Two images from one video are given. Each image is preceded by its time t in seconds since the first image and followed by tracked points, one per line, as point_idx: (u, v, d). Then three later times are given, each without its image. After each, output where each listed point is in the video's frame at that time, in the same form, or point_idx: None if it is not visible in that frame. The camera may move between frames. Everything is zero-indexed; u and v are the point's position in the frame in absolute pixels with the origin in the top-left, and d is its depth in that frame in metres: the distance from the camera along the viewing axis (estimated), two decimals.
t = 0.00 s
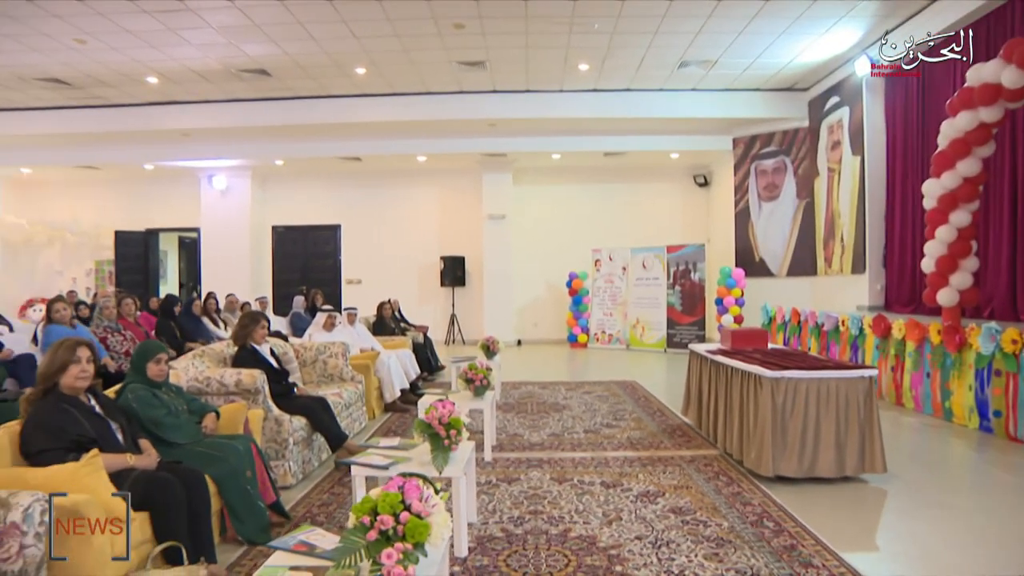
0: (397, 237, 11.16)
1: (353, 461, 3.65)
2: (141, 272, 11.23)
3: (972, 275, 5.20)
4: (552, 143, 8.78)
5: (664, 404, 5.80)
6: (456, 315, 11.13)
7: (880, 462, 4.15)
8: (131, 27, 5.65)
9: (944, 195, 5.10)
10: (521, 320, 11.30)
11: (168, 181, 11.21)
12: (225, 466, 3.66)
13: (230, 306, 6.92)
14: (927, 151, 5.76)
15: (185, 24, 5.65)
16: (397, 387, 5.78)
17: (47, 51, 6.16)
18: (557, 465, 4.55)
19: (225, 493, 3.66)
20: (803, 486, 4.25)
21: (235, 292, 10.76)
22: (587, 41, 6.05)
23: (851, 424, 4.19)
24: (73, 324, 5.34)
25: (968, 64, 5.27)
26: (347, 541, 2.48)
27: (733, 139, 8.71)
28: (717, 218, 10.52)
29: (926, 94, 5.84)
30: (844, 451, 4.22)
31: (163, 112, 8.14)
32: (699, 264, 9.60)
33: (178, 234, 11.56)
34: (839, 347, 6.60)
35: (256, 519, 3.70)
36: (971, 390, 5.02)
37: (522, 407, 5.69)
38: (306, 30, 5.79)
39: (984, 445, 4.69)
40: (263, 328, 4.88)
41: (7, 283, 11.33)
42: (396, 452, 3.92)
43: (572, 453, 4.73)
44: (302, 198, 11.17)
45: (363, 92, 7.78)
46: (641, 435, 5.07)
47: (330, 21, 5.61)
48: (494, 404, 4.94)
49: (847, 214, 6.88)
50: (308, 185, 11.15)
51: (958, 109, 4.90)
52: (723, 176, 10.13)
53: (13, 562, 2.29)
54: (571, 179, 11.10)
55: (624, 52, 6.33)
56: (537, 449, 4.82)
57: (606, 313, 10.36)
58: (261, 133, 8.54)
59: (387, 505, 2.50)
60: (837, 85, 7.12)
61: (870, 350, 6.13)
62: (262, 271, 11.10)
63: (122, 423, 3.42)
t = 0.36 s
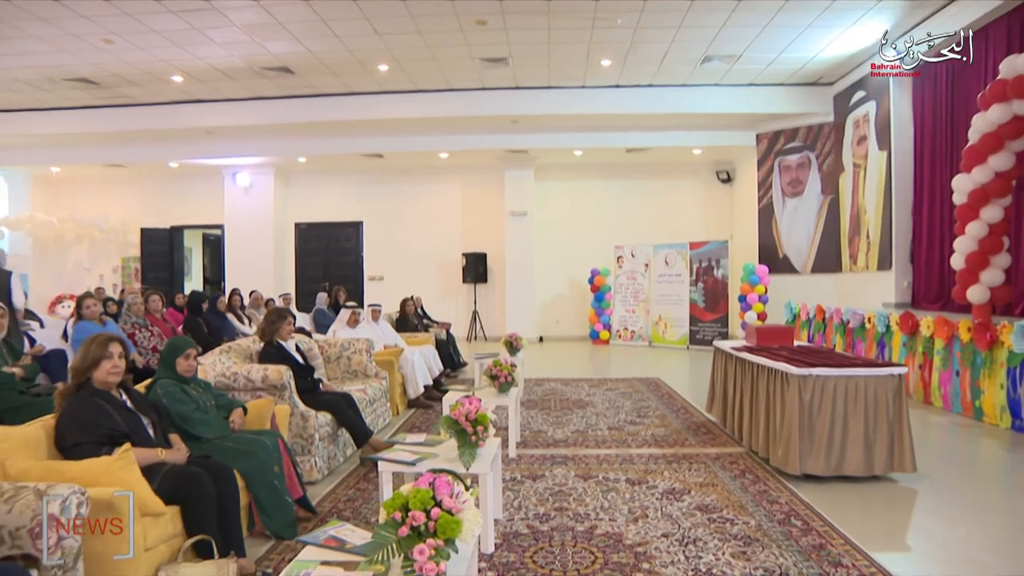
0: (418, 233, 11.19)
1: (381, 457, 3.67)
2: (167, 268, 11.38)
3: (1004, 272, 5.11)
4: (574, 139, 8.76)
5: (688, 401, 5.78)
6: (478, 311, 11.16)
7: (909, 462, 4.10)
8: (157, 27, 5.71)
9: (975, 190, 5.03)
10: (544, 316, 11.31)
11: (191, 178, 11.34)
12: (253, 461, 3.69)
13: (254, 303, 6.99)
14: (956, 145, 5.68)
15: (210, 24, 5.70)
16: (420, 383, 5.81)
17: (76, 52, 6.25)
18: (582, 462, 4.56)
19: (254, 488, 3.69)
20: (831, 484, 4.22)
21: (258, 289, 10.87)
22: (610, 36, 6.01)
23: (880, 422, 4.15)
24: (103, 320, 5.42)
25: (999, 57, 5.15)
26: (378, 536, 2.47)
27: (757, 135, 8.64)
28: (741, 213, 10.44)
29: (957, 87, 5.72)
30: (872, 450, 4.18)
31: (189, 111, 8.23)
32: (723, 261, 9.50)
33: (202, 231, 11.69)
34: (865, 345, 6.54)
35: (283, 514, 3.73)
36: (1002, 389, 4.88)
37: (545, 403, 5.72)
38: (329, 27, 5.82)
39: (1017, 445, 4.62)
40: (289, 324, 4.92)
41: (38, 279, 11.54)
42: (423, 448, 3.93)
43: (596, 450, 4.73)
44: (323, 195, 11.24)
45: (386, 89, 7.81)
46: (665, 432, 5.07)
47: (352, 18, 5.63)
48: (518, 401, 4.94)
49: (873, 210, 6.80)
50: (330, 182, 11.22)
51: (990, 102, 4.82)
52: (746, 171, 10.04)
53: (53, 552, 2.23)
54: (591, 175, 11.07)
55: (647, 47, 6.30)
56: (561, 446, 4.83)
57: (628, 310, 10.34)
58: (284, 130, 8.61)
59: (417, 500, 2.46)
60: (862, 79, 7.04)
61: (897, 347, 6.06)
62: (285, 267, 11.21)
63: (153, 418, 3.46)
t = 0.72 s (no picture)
0: (437, 229, 11.22)
1: (404, 452, 3.68)
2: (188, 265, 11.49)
3: None
4: (594, 134, 8.74)
5: (711, 397, 5.76)
6: (498, 306, 11.17)
7: (937, 460, 4.05)
8: (180, 24, 5.76)
9: (1004, 184, 4.95)
10: (564, 311, 11.31)
11: (212, 175, 11.44)
12: (278, 456, 3.72)
13: (277, 298, 7.05)
14: (985, 138, 5.59)
15: (232, 21, 5.73)
16: (441, 378, 5.84)
17: (101, 50, 6.32)
18: (604, 457, 4.56)
19: (279, 482, 3.72)
20: (856, 482, 4.18)
21: (279, 284, 10.96)
22: (630, 31, 5.98)
23: (907, 420, 4.10)
24: (129, 315, 5.50)
25: None
26: (406, 531, 2.47)
27: (778, 129, 8.58)
28: (762, 208, 10.35)
29: (986, 79, 5.61)
30: (899, 448, 4.14)
31: (209, 107, 8.30)
32: (743, 256, 9.45)
33: (224, 227, 11.79)
34: (889, 341, 6.48)
35: (308, 509, 3.76)
36: None
37: (566, 399, 5.73)
38: (349, 24, 5.84)
39: None
40: (312, 319, 4.95)
41: (64, 275, 11.72)
42: (446, 443, 3.95)
43: (619, 446, 4.74)
44: (342, 190, 11.30)
45: (406, 85, 7.82)
46: (687, 428, 5.06)
47: (372, 14, 5.64)
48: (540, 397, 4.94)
49: (897, 205, 6.73)
50: (349, 179, 11.28)
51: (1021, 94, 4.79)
52: (767, 166, 9.97)
53: (86, 543, 2.26)
54: (610, 170, 11.04)
55: (667, 41, 6.26)
56: (584, 441, 4.84)
57: (648, 306, 10.32)
58: (305, 127, 8.65)
59: (445, 495, 2.43)
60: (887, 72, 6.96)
61: (922, 344, 5.99)
62: (305, 263, 11.28)
63: (180, 412, 3.50)
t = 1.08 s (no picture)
0: (454, 224, 11.23)
1: (428, 445, 3.70)
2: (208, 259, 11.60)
3: None
4: (613, 129, 8.70)
5: (731, 393, 5.73)
6: (516, 301, 11.19)
7: (963, 457, 4.01)
8: (201, 21, 5.79)
9: None
10: (583, 306, 11.31)
11: (232, 170, 11.52)
12: (302, 449, 3.75)
13: (298, 293, 7.10)
14: (1012, 130, 5.51)
15: (252, 17, 5.76)
16: (461, 373, 5.85)
17: (124, 47, 6.38)
18: (625, 452, 4.56)
19: (303, 475, 3.75)
20: (880, 478, 4.16)
21: (299, 279, 11.05)
22: (650, 24, 5.95)
23: (932, 416, 4.07)
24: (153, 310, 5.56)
25: None
26: (435, 523, 2.47)
27: (798, 123, 8.58)
28: (782, 202, 10.27)
29: (1013, 69, 5.52)
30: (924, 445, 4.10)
31: (229, 103, 8.35)
32: (763, 251, 9.41)
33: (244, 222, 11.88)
34: (912, 337, 6.41)
35: (331, 502, 3.78)
36: None
37: (587, 394, 5.73)
38: (369, 19, 5.85)
39: None
40: (333, 313, 4.98)
41: (87, 270, 11.89)
42: (470, 437, 3.97)
43: (639, 441, 4.74)
44: (360, 185, 11.34)
45: (424, 79, 7.83)
46: (708, 423, 5.05)
47: (392, 9, 5.65)
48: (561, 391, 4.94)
49: (920, 198, 6.66)
50: (366, 174, 11.32)
51: None
52: (787, 160, 9.90)
53: (115, 533, 2.27)
54: (628, 164, 11.00)
55: (687, 34, 6.23)
56: (604, 436, 4.84)
57: (667, 301, 10.30)
58: (323, 122, 8.69)
59: (472, 488, 2.44)
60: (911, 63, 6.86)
61: (946, 340, 5.93)
62: (324, 258, 11.36)
63: (206, 405, 3.53)
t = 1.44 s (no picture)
0: (471, 219, 11.25)
1: (450, 439, 3.71)
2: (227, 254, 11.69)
3: None
4: (631, 123, 8.67)
5: (751, 388, 5.72)
6: (533, 296, 11.20)
7: (987, 454, 3.98)
8: (220, 18, 5.82)
9: None
10: (600, 301, 11.31)
11: (250, 166, 11.60)
12: (325, 443, 3.77)
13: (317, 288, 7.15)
14: None
15: (270, 13, 5.78)
16: (480, 367, 5.89)
17: (144, 44, 6.42)
18: (645, 447, 4.56)
19: (326, 469, 3.78)
20: (902, 474, 4.13)
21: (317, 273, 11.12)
22: (669, 18, 5.92)
23: (956, 412, 4.04)
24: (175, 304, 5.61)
25: None
26: (461, 516, 2.46)
27: (818, 117, 8.50)
28: (801, 196, 10.20)
29: None
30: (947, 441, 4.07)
31: (246, 99, 8.39)
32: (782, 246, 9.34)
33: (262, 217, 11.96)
34: (933, 332, 6.36)
35: (353, 495, 3.80)
36: None
37: (606, 389, 5.73)
38: (387, 14, 5.85)
39: None
40: (353, 308, 5.01)
41: (108, 265, 12.02)
42: (491, 432, 3.97)
43: (659, 435, 4.74)
44: (376, 180, 11.38)
45: (441, 74, 7.83)
46: (728, 419, 5.04)
47: (410, 4, 5.65)
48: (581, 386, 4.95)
49: (943, 193, 6.60)
50: (383, 169, 11.35)
51: None
52: (805, 154, 9.83)
53: (144, 524, 2.28)
54: (645, 159, 10.96)
55: (706, 28, 6.19)
56: (624, 431, 4.85)
57: (685, 296, 10.28)
58: (340, 117, 8.72)
59: (498, 482, 2.42)
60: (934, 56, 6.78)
61: (969, 336, 5.88)
62: (342, 253, 11.42)
63: (230, 398, 3.56)
